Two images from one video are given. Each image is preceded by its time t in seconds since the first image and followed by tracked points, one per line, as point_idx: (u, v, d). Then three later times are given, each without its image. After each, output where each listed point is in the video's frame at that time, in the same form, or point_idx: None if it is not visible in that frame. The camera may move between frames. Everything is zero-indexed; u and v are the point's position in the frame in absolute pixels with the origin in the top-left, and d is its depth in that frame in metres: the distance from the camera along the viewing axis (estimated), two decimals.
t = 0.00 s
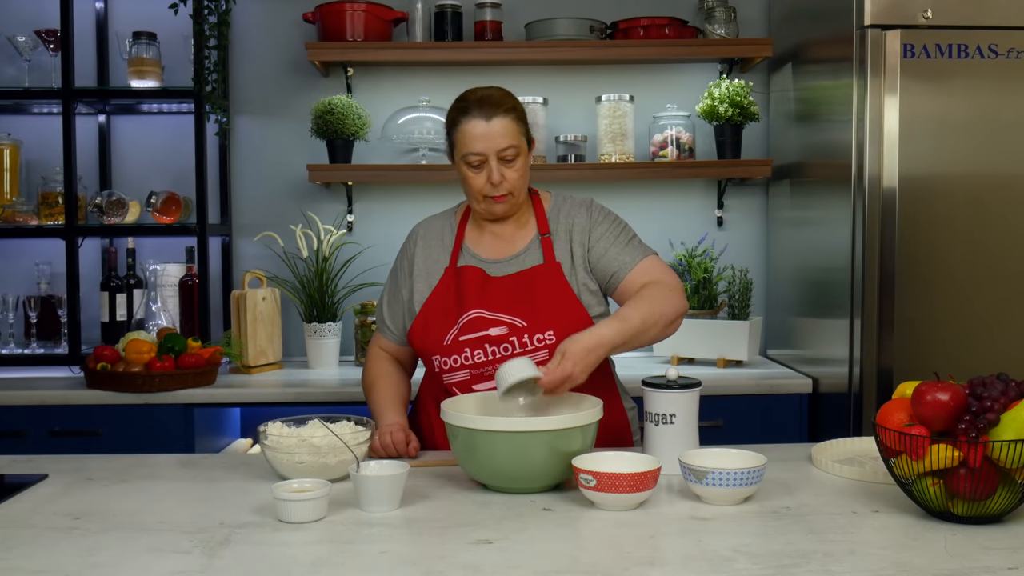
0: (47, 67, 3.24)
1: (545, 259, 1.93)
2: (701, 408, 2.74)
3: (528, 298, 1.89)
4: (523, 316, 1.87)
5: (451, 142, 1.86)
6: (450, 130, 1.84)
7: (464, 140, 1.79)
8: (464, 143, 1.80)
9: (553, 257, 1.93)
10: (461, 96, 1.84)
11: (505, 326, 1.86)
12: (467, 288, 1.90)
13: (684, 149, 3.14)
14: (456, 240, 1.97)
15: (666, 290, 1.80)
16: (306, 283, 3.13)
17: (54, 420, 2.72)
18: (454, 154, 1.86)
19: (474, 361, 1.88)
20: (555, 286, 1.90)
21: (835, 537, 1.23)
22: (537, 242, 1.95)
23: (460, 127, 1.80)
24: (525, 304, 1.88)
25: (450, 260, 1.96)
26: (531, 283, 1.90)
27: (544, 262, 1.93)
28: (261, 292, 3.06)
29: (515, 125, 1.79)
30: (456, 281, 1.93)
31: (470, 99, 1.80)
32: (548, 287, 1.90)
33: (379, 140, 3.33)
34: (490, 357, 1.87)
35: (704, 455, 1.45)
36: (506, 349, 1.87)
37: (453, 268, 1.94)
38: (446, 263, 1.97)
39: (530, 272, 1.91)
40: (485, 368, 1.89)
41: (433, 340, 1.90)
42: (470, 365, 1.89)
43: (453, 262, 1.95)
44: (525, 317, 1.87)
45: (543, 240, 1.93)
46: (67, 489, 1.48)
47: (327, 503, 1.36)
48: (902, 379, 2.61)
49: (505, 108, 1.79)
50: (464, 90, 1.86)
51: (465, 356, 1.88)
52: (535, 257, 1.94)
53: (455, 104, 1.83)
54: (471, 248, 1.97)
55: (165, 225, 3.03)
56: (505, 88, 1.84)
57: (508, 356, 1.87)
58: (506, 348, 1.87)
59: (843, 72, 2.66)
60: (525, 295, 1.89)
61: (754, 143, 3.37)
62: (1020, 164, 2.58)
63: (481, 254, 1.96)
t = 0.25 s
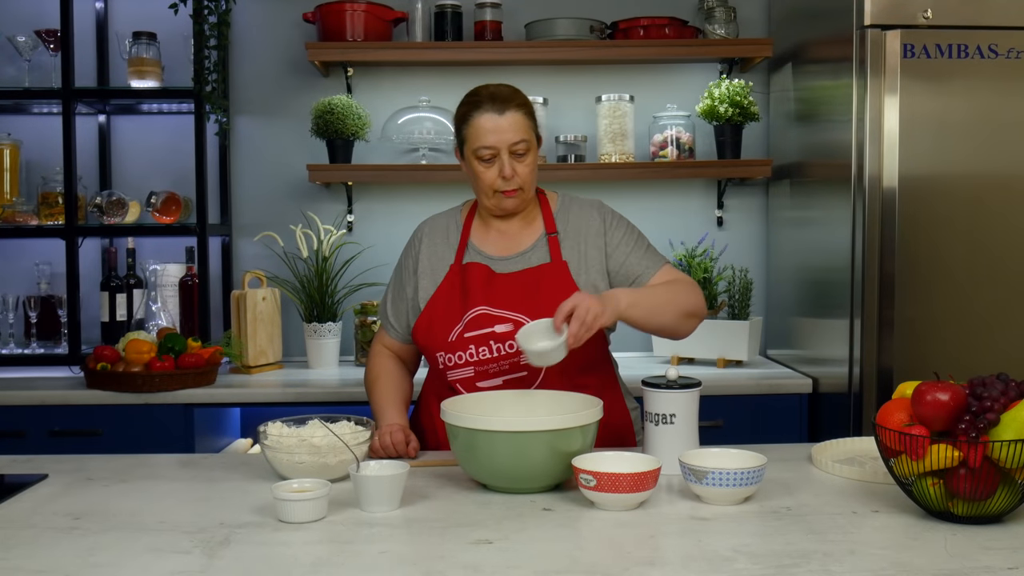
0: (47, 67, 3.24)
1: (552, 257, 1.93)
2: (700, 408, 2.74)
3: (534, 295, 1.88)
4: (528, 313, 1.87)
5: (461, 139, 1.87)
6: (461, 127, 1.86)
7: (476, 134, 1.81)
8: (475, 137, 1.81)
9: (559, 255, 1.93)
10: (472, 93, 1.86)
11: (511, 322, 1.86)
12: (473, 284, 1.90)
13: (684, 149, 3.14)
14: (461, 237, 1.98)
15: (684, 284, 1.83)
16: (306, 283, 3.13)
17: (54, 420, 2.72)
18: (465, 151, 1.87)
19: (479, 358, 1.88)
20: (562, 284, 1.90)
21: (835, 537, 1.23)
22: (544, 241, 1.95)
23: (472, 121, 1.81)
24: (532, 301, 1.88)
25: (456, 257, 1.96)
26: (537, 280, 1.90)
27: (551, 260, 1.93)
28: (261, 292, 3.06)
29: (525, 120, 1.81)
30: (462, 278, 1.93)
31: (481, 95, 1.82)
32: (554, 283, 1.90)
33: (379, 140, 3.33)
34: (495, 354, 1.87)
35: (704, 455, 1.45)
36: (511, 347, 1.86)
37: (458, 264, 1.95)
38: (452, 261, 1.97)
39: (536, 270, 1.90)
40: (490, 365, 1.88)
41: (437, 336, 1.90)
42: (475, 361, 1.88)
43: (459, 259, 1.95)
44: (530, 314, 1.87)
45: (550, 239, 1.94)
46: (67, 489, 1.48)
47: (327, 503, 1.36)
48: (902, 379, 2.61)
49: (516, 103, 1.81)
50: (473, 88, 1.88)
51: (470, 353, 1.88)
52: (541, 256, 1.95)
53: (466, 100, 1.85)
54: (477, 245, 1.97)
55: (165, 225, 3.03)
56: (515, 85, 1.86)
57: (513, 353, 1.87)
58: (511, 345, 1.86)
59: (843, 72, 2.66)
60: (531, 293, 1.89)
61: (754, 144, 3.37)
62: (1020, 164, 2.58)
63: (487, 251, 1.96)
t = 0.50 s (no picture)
0: (47, 67, 3.24)
1: (568, 259, 1.94)
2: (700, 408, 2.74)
3: (550, 295, 1.90)
4: (544, 313, 1.88)
5: (483, 137, 1.88)
6: (484, 125, 1.86)
7: (502, 130, 1.81)
8: (501, 133, 1.81)
9: (576, 257, 1.94)
10: (494, 92, 1.87)
11: (526, 322, 1.87)
12: (489, 283, 1.91)
13: (684, 149, 3.14)
14: (477, 234, 1.97)
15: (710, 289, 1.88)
16: (306, 283, 3.13)
17: (54, 420, 2.72)
18: (487, 149, 1.87)
19: (493, 357, 1.88)
20: (577, 286, 1.91)
21: (835, 537, 1.23)
22: (561, 242, 1.96)
23: (498, 118, 1.82)
24: (547, 300, 1.89)
25: (471, 255, 1.96)
26: (553, 281, 1.91)
27: (567, 262, 1.94)
28: (261, 292, 3.06)
29: (550, 118, 1.82)
30: (477, 276, 1.94)
31: (505, 93, 1.83)
32: (569, 284, 1.91)
33: (379, 140, 3.33)
34: (509, 353, 1.88)
35: (704, 455, 1.45)
36: (526, 346, 1.87)
37: (474, 262, 1.94)
38: (467, 258, 1.97)
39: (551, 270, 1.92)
40: (504, 364, 1.89)
41: (451, 333, 1.90)
42: (489, 360, 1.88)
43: (474, 257, 1.95)
44: (546, 314, 1.88)
45: (567, 240, 1.94)
46: (67, 489, 1.48)
47: (327, 503, 1.36)
48: (902, 379, 2.61)
49: (541, 101, 1.83)
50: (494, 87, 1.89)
51: (484, 351, 1.89)
52: (557, 257, 1.95)
53: (489, 98, 1.86)
54: (493, 243, 1.97)
55: (165, 225, 3.03)
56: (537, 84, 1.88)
57: (528, 352, 1.88)
58: (527, 345, 1.88)
59: (843, 72, 2.66)
60: (547, 293, 1.90)
61: (753, 144, 3.37)
62: (1020, 164, 2.58)
63: (504, 249, 1.96)
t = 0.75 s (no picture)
0: (47, 67, 3.24)
1: (593, 265, 1.94)
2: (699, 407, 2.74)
3: (574, 302, 1.89)
4: (567, 319, 1.88)
5: (512, 139, 1.86)
6: (514, 126, 1.85)
7: (533, 134, 1.80)
8: (532, 137, 1.80)
9: (601, 265, 1.94)
10: (524, 93, 1.86)
11: (549, 327, 1.87)
12: (512, 286, 1.91)
13: (684, 149, 3.15)
14: (502, 234, 1.98)
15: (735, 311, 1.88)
16: (306, 283, 3.13)
17: (54, 420, 2.72)
18: (517, 151, 1.86)
19: (513, 360, 1.90)
20: (602, 293, 1.90)
21: (835, 537, 1.23)
22: (586, 248, 1.96)
23: (530, 121, 1.81)
24: (570, 307, 1.88)
25: (495, 255, 1.96)
26: (578, 286, 1.90)
27: (592, 268, 1.94)
28: (261, 292, 3.06)
29: (581, 121, 1.82)
30: (501, 277, 1.93)
31: (537, 95, 1.82)
32: (593, 293, 1.90)
33: (380, 140, 3.33)
34: (529, 358, 1.89)
35: (704, 455, 1.45)
36: (547, 352, 1.88)
37: (497, 262, 1.95)
38: (490, 257, 1.97)
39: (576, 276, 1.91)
40: (524, 368, 1.90)
41: (472, 334, 1.91)
42: (509, 363, 1.90)
43: (499, 257, 1.96)
44: (569, 320, 1.87)
45: (592, 246, 1.95)
46: (67, 488, 1.48)
47: (327, 503, 1.36)
48: (902, 379, 2.61)
49: (573, 104, 1.82)
50: (524, 87, 1.88)
51: (505, 354, 1.90)
52: (581, 262, 1.96)
53: (519, 99, 1.84)
54: (518, 243, 1.98)
55: (165, 225, 3.03)
56: (569, 87, 1.87)
57: (549, 358, 1.89)
58: (548, 350, 1.88)
59: (843, 72, 2.66)
60: (572, 299, 1.89)
61: (753, 144, 3.37)
62: (1021, 164, 2.58)
63: (530, 253, 1.97)
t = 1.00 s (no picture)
0: (47, 67, 3.24)
1: (610, 271, 1.94)
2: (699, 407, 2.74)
3: (589, 308, 1.90)
4: (581, 326, 1.89)
5: (536, 141, 1.86)
6: (538, 128, 1.84)
7: (558, 138, 1.80)
8: (556, 141, 1.80)
9: (618, 272, 1.94)
10: (549, 95, 1.85)
11: (563, 333, 1.89)
12: (528, 289, 1.92)
13: (684, 149, 3.14)
14: (521, 235, 1.98)
15: (747, 333, 1.88)
16: (306, 283, 3.13)
17: (54, 420, 2.72)
18: (540, 154, 1.86)
19: (526, 365, 1.91)
20: (617, 301, 1.91)
21: (835, 537, 1.23)
22: (604, 254, 1.96)
23: (555, 124, 1.80)
24: (585, 313, 1.90)
25: (513, 255, 1.96)
26: (593, 292, 1.91)
27: (608, 275, 1.94)
28: (261, 292, 3.06)
29: (607, 127, 1.81)
30: (518, 280, 1.94)
31: (563, 97, 1.81)
32: (608, 300, 1.91)
33: (380, 140, 3.33)
34: (542, 363, 1.90)
35: (703, 455, 1.45)
36: (560, 357, 1.90)
37: (516, 265, 1.95)
38: (508, 258, 1.98)
39: (592, 283, 1.91)
40: (536, 372, 1.92)
41: (487, 336, 1.92)
42: (521, 367, 1.91)
43: (517, 258, 1.96)
44: (583, 327, 1.89)
45: (611, 253, 1.95)
46: (67, 488, 1.48)
47: (327, 503, 1.36)
48: (902, 379, 2.61)
49: (599, 109, 1.81)
50: (549, 89, 1.87)
51: (518, 357, 1.91)
52: (599, 269, 1.95)
53: (545, 101, 1.83)
54: (536, 246, 1.98)
55: (165, 225, 3.03)
56: (595, 90, 1.86)
57: (562, 363, 1.90)
58: (561, 356, 1.90)
59: (843, 72, 2.66)
60: (587, 305, 1.90)
61: (753, 144, 3.37)
62: (1021, 164, 2.58)
63: (548, 257, 1.96)
